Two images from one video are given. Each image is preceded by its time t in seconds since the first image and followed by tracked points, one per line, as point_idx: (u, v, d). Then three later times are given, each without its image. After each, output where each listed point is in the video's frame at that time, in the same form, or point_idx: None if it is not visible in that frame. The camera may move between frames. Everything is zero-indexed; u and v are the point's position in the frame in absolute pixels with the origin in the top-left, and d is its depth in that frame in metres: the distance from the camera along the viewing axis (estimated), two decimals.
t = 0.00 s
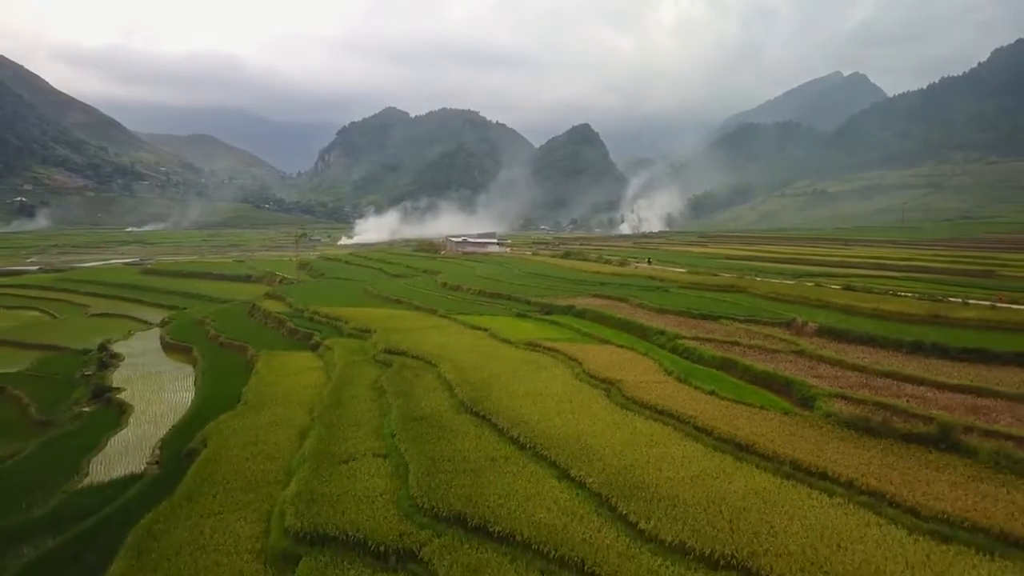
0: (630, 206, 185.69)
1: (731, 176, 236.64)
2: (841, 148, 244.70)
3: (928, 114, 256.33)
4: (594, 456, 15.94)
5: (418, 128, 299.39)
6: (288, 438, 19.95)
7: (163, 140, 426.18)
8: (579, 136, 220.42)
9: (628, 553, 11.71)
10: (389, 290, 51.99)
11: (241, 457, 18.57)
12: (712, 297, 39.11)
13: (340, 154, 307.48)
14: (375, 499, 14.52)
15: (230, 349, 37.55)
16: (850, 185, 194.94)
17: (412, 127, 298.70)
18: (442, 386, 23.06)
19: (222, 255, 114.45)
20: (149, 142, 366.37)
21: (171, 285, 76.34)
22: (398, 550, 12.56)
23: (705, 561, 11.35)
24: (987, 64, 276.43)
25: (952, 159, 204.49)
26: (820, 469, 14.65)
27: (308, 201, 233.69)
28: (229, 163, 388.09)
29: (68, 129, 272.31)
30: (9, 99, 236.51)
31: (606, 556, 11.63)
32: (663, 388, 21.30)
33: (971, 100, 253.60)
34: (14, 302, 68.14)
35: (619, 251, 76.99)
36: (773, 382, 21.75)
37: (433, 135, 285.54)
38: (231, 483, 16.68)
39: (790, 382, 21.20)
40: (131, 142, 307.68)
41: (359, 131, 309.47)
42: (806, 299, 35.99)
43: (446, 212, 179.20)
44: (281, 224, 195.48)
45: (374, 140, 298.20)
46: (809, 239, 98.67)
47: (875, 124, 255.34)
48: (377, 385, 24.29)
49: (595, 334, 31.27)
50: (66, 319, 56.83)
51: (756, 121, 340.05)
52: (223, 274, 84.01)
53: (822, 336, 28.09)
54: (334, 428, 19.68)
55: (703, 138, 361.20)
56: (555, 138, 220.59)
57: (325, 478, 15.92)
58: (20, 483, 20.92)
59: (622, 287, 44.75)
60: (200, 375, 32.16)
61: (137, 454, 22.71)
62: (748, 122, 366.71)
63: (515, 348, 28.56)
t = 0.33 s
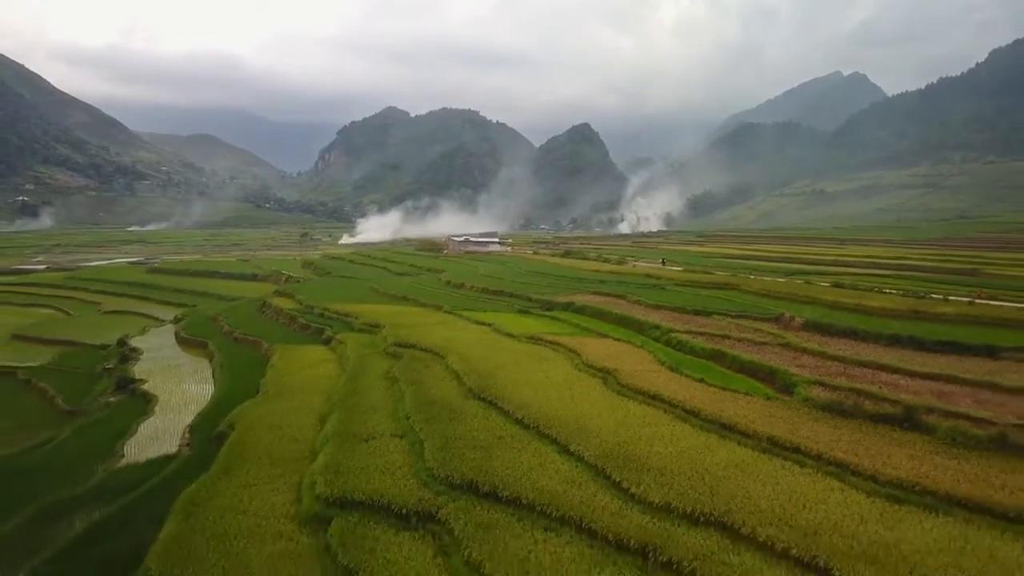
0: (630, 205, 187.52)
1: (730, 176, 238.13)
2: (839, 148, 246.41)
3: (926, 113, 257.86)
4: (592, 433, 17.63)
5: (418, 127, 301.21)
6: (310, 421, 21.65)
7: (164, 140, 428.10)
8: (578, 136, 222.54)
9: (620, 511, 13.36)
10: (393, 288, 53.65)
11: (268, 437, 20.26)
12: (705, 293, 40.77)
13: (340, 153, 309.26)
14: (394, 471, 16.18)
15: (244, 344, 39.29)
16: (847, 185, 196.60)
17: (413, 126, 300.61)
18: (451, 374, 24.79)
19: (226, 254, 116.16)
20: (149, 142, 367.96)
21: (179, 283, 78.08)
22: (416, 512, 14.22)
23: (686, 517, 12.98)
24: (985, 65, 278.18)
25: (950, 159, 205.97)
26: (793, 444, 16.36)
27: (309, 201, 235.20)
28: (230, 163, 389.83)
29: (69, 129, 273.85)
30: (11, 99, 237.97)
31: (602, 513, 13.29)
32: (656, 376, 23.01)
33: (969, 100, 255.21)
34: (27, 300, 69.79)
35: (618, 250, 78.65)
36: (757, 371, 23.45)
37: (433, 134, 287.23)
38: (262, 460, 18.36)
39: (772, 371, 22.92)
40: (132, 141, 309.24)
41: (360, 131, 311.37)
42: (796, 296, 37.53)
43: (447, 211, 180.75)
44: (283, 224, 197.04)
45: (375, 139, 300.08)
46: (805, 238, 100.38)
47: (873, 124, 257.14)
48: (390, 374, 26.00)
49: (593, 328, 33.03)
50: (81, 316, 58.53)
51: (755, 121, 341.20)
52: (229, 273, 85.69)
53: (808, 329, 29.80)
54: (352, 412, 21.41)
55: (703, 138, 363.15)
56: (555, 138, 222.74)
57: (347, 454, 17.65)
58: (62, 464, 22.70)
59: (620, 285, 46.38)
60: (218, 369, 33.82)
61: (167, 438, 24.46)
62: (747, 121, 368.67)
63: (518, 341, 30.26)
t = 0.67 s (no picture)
0: (629, 204, 189.32)
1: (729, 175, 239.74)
2: (838, 148, 248.12)
3: (925, 113, 259.41)
4: (589, 414, 19.32)
5: (419, 126, 303.08)
6: (329, 405, 23.38)
7: (164, 140, 429.55)
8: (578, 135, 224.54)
9: (614, 478, 15.05)
10: (399, 285, 55.35)
11: (291, 419, 21.96)
12: (700, 291, 42.44)
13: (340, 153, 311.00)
14: (410, 446, 17.88)
15: (257, 337, 40.97)
16: (845, 184, 198.13)
17: (413, 126, 302.66)
18: (458, 363, 26.49)
19: (230, 253, 117.75)
20: (149, 141, 369.60)
21: (187, 281, 79.72)
22: (432, 479, 15.89)
23: (670, 481, 14.67)
24: (983, 65, 279.84)
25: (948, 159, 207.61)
26: (772, 422, 18.03)
27: (310, 200, 236.84)
28: (230, 162, 391.24)
29: (69, 128, 275.09)
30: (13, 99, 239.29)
31: (598, 478, 14.99)
32: (648, 365, 24.70)
33: (967, 100, 256.69)
34: (39, 297, 71.43)
35: (617, 249, 80.27)
36: (744, 360, 25.15)
37: (433, 133, 288.88)
38: (288, 438, 20.09)
39: (757, 360, 24.65)
40: (133, 141, 310.67)
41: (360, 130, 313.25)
42: (787, 292, 39.20)
43: (448, 210, 182.43)
44: (285, 223, 198.65)
45: (375, 138, 301.89)
46: (802, 237, 101.94)
47: (872, 124, 258.70)
48: (401, 364, 27.71)
49: (592, 322, 34.74)
50: (94, 313, 60.18)
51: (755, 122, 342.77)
52: (235, 271, 87.29)
53: (794, 323, 31.51)
54: (368, 397, 23.13)
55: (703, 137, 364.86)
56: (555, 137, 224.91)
57: (367, 432, 19.36)
58: (98, 447, 24.43)
59: (618, 282, 48.04)
60: (235, 361, 35.51)
61: (194, 424, 26.20)
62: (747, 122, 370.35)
63: (519, 334, 31.96)
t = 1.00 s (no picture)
0: (628, 203, 190.84)
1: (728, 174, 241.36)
2: (836, 148, 249.78)
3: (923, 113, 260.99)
4: (585, 396, 21.03)
5: (419, 126, 304.69)
6: (345, 392, 25.12)
7: (164, 139, 430.69)
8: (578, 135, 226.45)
9: (607, 449, 16.78)
10: (403, 283, 57.09)
11: (310, 404, 23.70)
12: (693, 287, 44.17)
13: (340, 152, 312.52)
14: (424, 424, 19.65)
15: (268, 332, 42.77)
16: (843, 184, 199.74)
17: (413, 126, 304.18)
18: (464, 353, 28.22)
19: (233, 252, 119.33)
20: (150, 141, 370.96)
21: (193, 279, 81.39)
22: (443, 452, 17.64)
23: (658, 453, 16.40)
24: (981, 65, 281.45)
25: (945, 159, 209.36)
26: (752, 403, 19.73)
27: (312, 199, 238.39)
28: (230, 161, 392.59)
29: (70, 127, 276.18)
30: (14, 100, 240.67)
31: (592, 449, 16.76)
32: (642, 354, 26.46)
33: (965, 100, 258.18)
34: (49, 295, 73.10)
35: (615, 247, 82.01)
36: (731, 350, 26.87)
37: (433, 133, 290.45)
38: (309, 420, 21.83)
39: (742, 350, 26.39)
40: (133, 140, 312.13)
41: (360, 129, 314.80)
42: (777, 288, 40.93)
43: (449, 210, 184.01)
44: (286, 222, 200.29)
45: (375, 137, 303.51)
46: (798, 236, 103.53)
47: (870, 124, 260.26)
48: (411, 354, 29.43)
49: (590, 316, 36.50)
50: (105, 310, 61.84)
51: (754, 121, 344.33)
52: (241, 270, 89.01)
53: (781, 316, 33.26)
54: (382, 383, 24.92)
55: (702, 137, 366.64)
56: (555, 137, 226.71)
57: (382, 412, 21.13)
58: (129, 431, 26.13)
59: (615, 279, 49.82)
60: (249, 354, 37.32)
61: (216, 410, 27.94)
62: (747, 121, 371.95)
63: (520, 328, 33.68)
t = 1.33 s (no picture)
0: (628, 203, 192.40)
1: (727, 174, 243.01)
2: (834, 148, 251.33)
3: (921, 113, 262.45)
4: (581, 382, 22.79)
5: (419, 125, 306.29)
6: (357, 379, 26.93)
7: (165, 138, 432.20)
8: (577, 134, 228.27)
9: (599, 427, 18.55)
10: (407, 280, 58.80)
11: (326, 390, 25.48)
12: (687, 284, 45.89)
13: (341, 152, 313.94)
14: (433, 406, 21.43)
15: (279, 327, 44.57)
16: (841, 184, 201.31)
17: (413, 125, 305.78)
18: (468, 345, 30.00)
19: (236, 252, 120.98)
20: (151, 140, 372.68)
21: (200, 277, 83.10)
22: (452, 430, 19.38)
23: (645, 429, 18.17)
24: (979, 66, 283.11)
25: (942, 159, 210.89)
26: (734, 388, 21.49)
27: (312, 198, 240.00)
28: (230, 161, 394.18)
29: (71, 127, 277.86)
30: (15, 99, 242.29)
31: (586, 427, 18.52)
32: (636, 345, 28.28)
33: (963, 100, 259.63)
34: (59, 293, 74.79)
35: (614, 246, 83.66)
36: (719, 341, 28.64)
37: (433, 133, 292.01)
38: (327, 404, 23.65)
39: (728, 341, 28.18)
40: (134, 140, 313.68)
41: (360, 129, 316.33)
42: (768, 285, 42.68)
43: (449, 209, 185.64)
44: (288, 221, 201.96)
45: (375, 137, 305.09)
46: (794, 235, 105.14)
47: (868, 123, 261.71)
48: (418, 345, 31.20)
49: (587, 311, 38.28)
50: (118, 307, 63.61)
51: (752, 121, 345.95)
52: (245, 268, 90.69)
53: (769, 311, 34.99)
54: (392, 371, 26.72)
55: (701, 137, 368.06)
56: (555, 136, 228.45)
57: (395, 396, 22.89)
58: (156, 417, 27.92)
59: (613, 277, 51.52)
60: (263, 347, 39.15)
61: (236, 398, 29.74)
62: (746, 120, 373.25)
63: (521, 322, 35.42)
